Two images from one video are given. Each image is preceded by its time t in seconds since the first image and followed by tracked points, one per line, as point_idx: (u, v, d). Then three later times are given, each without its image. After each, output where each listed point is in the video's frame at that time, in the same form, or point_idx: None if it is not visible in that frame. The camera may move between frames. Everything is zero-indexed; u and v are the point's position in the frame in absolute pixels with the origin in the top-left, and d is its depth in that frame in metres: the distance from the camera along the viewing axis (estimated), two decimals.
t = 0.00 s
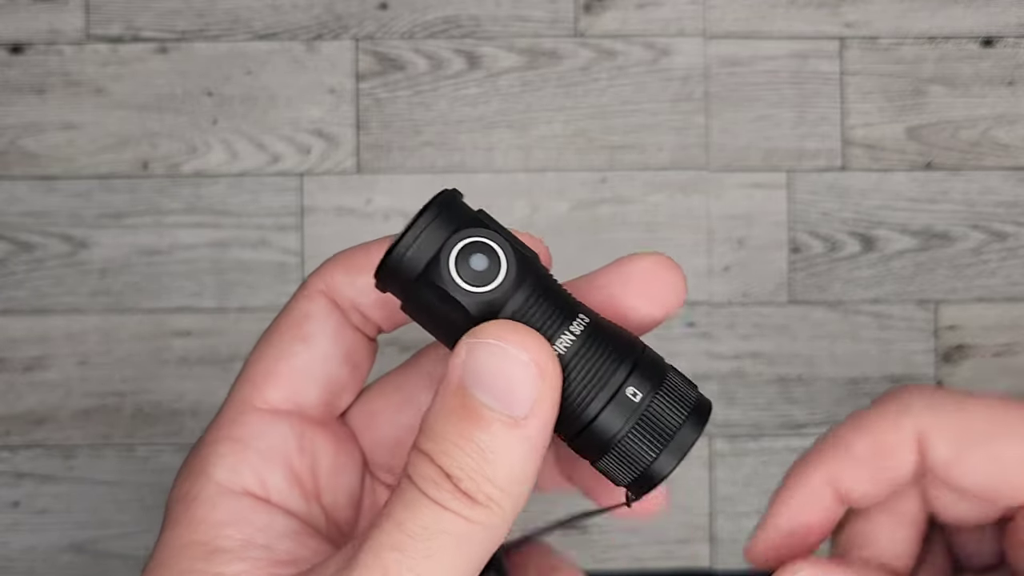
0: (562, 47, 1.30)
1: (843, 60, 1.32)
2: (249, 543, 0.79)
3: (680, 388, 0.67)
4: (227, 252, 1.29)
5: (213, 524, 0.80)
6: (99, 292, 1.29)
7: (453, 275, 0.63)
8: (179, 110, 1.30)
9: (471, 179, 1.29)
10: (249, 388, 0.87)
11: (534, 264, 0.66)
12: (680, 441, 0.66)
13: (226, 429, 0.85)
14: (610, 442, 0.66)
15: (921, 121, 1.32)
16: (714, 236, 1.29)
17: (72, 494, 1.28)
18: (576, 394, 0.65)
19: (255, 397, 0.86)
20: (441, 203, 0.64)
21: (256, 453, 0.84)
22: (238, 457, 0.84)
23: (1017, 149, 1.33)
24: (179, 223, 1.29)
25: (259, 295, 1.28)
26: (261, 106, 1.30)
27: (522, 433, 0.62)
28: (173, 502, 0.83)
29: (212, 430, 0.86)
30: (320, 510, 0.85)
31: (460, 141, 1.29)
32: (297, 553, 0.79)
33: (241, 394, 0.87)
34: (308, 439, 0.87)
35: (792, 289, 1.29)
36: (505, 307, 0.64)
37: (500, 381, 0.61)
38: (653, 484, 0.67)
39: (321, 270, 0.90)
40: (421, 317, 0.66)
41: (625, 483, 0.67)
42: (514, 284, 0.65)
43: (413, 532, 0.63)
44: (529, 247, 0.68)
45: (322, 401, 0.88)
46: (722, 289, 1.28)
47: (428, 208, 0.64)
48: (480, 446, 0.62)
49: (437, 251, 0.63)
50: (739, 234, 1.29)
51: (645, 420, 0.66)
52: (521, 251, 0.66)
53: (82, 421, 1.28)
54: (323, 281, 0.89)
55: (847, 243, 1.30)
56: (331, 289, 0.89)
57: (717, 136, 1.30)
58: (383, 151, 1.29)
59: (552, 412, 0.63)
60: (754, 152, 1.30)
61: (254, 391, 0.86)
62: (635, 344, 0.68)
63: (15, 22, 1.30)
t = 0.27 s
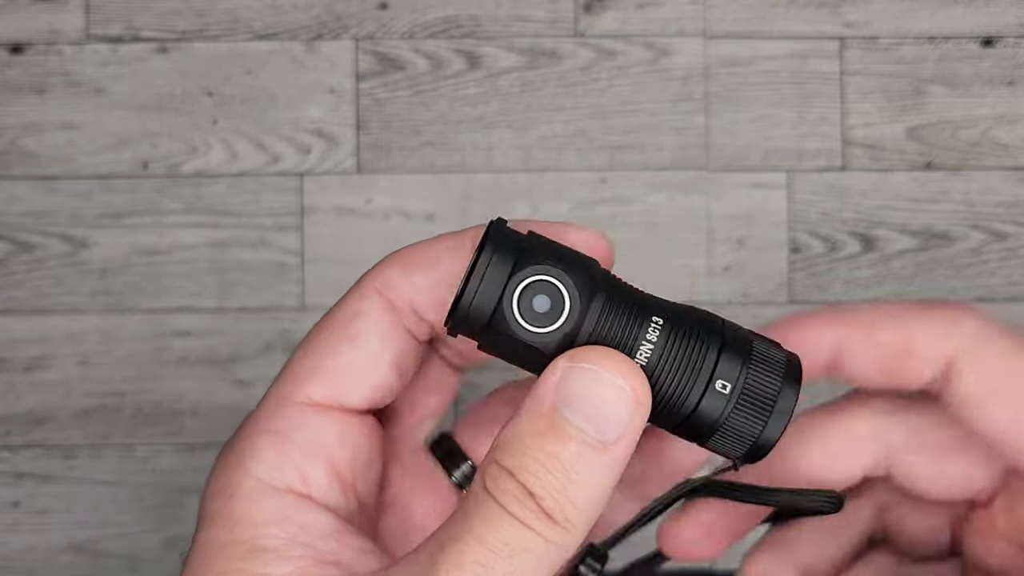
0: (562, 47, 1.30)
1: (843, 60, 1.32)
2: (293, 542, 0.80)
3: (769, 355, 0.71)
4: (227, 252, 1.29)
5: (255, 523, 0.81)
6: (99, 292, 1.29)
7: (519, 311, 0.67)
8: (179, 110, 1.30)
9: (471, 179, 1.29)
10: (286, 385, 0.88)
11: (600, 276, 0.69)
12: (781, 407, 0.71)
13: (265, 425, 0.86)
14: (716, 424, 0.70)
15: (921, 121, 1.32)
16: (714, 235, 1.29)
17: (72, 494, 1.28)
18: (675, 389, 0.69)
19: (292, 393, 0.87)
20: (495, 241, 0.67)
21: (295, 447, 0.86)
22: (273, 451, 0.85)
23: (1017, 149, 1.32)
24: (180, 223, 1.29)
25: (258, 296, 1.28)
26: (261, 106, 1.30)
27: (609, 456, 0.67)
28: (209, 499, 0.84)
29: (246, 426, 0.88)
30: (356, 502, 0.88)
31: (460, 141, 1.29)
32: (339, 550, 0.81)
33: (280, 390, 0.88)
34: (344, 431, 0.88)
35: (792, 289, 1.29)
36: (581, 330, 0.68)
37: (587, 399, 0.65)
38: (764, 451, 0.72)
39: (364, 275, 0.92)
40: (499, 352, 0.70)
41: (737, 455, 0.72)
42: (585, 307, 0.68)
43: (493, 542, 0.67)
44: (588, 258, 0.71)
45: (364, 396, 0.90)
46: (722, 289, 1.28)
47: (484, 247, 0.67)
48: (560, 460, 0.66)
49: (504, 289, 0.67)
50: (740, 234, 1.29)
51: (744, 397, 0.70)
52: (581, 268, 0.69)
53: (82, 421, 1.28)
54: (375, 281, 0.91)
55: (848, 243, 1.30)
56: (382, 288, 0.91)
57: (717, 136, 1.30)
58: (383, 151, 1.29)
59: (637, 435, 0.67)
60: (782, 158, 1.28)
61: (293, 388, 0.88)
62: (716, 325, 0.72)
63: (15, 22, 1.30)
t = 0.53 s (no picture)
0: (562, 47, 1.30)
1: (843, 60, 1.32)
2: (277, 564, 0.76)
3: (814, 344, 0.67)
4: (227, 252, 1.29)
5: (236, 545, 0.76)
6: (99, 292, 1.29)
7: (542, 339, 0.61)
8: (179, 110, 1.30)
9: (471, 179, 1.29)
10: (262, 396, 0.83)
11: (625, 283, 0.64)
12: (836, 391, 0.66)
13: (240, 439, 0.82)
14: (770, 421, 0.66)
15: (921, 121, 1.32)
16: (714, 235, 1.29)
17: (72, 494, 1.28)
18: (721, 394, 0.65)
19: (267, 405, 0.83)
20: (503, 261, 0.61)
21: (276, 463, 0.81)
22: (249, 467, 0.80)
23: (1017, 149, 1.32)
24: (180, 223, 1.29)
25: (259, 296, 1.28)
26: (261, 106, 1.30)
27: (642, 491, 0.63)
28: (182, 517, 0.80)
29: (217, 440, 0.83)
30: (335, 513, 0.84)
31: (460, 141, 1.29)
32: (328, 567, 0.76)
33: (253, 401, 0.83)
34: (326, 444, 0.84)
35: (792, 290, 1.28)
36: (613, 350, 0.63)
37: (620, 429, 0.61)
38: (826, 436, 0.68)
39: (342, 277, 0.86)
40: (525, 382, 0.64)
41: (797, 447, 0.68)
42: (614, 325, 0.62)
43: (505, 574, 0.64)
44: (607, 267, 0.65)
45: (348, 408, 0.85)
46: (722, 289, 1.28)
47: (495, 269, 0.61)
48: (586, 492, 0.63)
49: (524, 316, 0.61)
50: (740, 234, 1.29)
51: (798, 386, 0.65)
52: (601, 278, 0.63)
53: (82, 421, 1.28)
54: (353, 282, 0.86)
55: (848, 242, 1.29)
56: (364, 289, 0.85)
57: (717, 136, 1.30)
58: (383, 151, 1.29)
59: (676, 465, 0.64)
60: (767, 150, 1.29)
61: (268, 400, 0.83)
62: (753, 313, 0.67)
63: (15, 22, 1.30)
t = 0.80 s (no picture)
0: (562, 47, 1.30)
1: (843, 60, 1.32)
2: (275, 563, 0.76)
3: (805, 328, 0.67)
4: (227, 252, 1.28)
5: (230, 544, 0.77)
6: (99, 292, 1.28)
7: (535, 364, 0.62)
8: (179, 110, 1.30)
9: (471, 179, 1.28)
10: (251, 391, 0.83)
11: (605, 293, 0.65)
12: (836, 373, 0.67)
13: (230, 435, 0.82)
14: (774, 409, 0.66)
15: (921, 121, 1.32)
16: (715, 235, 1.29)
17: (72, 494, 1.28)
18: (724, 391, 0.65)
19: (257, 401, 0.83)
20: (483, 292, 0.62)
21: (268, 459, 0.82)
22: (240, 462, 0.81)
23: (1017, 149, 1.32)
24: (179, 223, 1.29)
25: (259, 296, 1.28)
26: (261, 106, 1.30)
27: (656, 506, 0.65)
28: (172, 513, 0.80)
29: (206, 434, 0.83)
30: (329, 507, 0.84)
31: (460, 141, 1.29)
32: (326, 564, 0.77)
33: (242, 397, 0.83)
34: (318, 439, 0.84)
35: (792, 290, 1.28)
36: (607, 363, 0.64)
37: (642, 446, 0.62)
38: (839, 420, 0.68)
39: (324, 273, 0.85)
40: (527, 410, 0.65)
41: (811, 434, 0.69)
42: (605, 341, 0.63)
43: None
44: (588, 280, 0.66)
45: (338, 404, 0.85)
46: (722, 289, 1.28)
47: (477, 300, 0.62)
48: (603, 506, 0.63)
49: (513, 345, 0.62)
50: (739, 234, 1.29)
51: (796, 373, 0.66)
52: (581, 293, 0.64)
53: (81, 421, 1.28)
54: (340, 276, 0.84)
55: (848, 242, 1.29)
56: (351, 285, 0.84)
57: (717, 136, 1.30)
58: (383, 151, 1.29)
59: (692, 481, 0.65)
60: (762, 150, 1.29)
61: (258, 395, 0.83)
62: (742, 308, 0.67)
63: (15, 22, 1.30)
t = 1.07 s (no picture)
0: (562, 46, 1.30)
1: (843, 60, 1.31)
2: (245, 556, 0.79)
3: (743, 331, 0.68)
4: (227, 252, 1.28)
5: (206, 539, 0.80)
6: (98, 292, 1.28)
7: (481, 332, 0.62)
8: (179, 110, 1.30)
9: (471, 178, 1.28)
10: (232, 399, 0.86)
11: (554, 289, 0.65)
12: (769, 385, 0.67)
13: (211, 441, 0.85)
14: (707, 412, 0.67)
15: (922, 120, 1.32)
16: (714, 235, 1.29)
17: (72, 494, 1.28)
18: (658, 391, 0.66)
19: (237, 408, 0.86)
20: (435, 276, 0.63)
21: (247, 463, 0.84)
22: (220, 466, 0.84)
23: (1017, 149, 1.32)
24: (179, 223, 1.29)
25: (258, 296, 1.28)
26: (261, 106, 1.29)
27: (611, 494, 0.67)
28: (154, 517, 0.83)
29: (190, 442, 0.86)
30: (304, 511, 0.86)
31: (459, 141, 1.29)
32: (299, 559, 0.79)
33: (227, 401, 0.86)
34: (297, 445, 0.87)
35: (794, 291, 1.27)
36: (545, 359, 0.64)
37: (596, 441, 0.64)
38: (763, 433, 0.69)
39: (317, 294, 0.88)
40: (470, 395, 0.65)
41: (733, 443, 0.70)
42: (546, 323, 0.64)
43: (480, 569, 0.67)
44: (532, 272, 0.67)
45: (319, 414, 0.88)
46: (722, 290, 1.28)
47: (428, 283, 0.63)
48: (560, 496, 0.66)
49: (459, 325, 0.62)
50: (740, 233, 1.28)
51: (730, 381, 0.67)
52: (525, 276, 0.65)
53: (81, 421, 1.28)
54: (332, 299, 0.87)
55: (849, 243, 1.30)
56: (338, 305, 0.87)
57: (717, 136, 1.30)
58: (383, 151, 1.29)
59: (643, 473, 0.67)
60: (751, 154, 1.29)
61: (239, 403, 0.86)
62: (686, 313, 0.68)
63: (15, 22, 1.30)
